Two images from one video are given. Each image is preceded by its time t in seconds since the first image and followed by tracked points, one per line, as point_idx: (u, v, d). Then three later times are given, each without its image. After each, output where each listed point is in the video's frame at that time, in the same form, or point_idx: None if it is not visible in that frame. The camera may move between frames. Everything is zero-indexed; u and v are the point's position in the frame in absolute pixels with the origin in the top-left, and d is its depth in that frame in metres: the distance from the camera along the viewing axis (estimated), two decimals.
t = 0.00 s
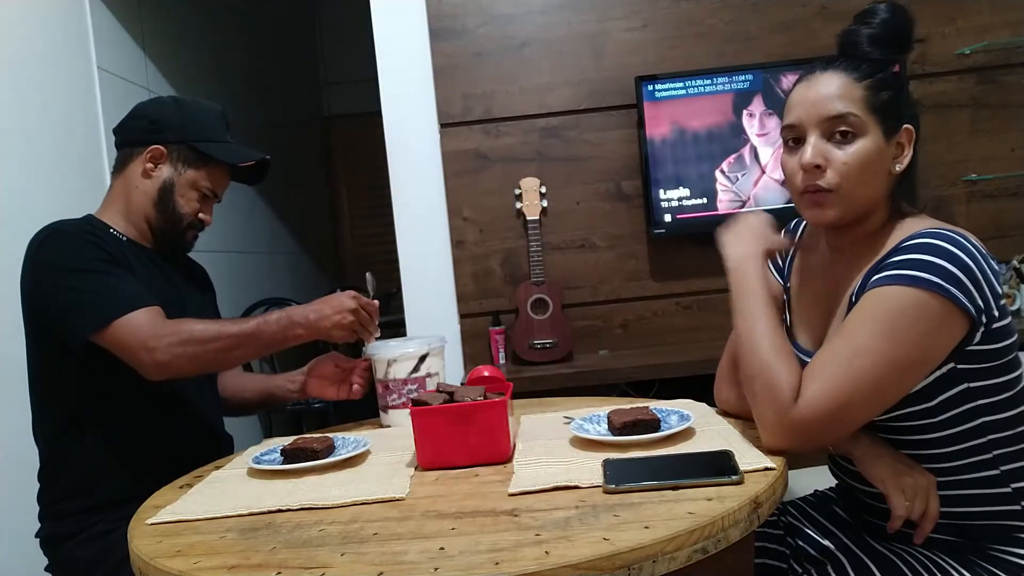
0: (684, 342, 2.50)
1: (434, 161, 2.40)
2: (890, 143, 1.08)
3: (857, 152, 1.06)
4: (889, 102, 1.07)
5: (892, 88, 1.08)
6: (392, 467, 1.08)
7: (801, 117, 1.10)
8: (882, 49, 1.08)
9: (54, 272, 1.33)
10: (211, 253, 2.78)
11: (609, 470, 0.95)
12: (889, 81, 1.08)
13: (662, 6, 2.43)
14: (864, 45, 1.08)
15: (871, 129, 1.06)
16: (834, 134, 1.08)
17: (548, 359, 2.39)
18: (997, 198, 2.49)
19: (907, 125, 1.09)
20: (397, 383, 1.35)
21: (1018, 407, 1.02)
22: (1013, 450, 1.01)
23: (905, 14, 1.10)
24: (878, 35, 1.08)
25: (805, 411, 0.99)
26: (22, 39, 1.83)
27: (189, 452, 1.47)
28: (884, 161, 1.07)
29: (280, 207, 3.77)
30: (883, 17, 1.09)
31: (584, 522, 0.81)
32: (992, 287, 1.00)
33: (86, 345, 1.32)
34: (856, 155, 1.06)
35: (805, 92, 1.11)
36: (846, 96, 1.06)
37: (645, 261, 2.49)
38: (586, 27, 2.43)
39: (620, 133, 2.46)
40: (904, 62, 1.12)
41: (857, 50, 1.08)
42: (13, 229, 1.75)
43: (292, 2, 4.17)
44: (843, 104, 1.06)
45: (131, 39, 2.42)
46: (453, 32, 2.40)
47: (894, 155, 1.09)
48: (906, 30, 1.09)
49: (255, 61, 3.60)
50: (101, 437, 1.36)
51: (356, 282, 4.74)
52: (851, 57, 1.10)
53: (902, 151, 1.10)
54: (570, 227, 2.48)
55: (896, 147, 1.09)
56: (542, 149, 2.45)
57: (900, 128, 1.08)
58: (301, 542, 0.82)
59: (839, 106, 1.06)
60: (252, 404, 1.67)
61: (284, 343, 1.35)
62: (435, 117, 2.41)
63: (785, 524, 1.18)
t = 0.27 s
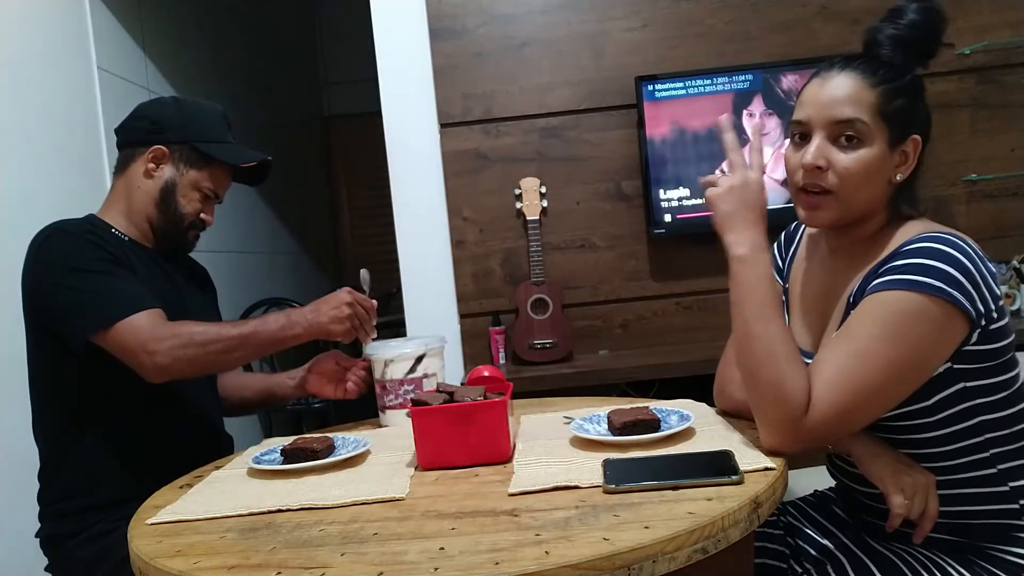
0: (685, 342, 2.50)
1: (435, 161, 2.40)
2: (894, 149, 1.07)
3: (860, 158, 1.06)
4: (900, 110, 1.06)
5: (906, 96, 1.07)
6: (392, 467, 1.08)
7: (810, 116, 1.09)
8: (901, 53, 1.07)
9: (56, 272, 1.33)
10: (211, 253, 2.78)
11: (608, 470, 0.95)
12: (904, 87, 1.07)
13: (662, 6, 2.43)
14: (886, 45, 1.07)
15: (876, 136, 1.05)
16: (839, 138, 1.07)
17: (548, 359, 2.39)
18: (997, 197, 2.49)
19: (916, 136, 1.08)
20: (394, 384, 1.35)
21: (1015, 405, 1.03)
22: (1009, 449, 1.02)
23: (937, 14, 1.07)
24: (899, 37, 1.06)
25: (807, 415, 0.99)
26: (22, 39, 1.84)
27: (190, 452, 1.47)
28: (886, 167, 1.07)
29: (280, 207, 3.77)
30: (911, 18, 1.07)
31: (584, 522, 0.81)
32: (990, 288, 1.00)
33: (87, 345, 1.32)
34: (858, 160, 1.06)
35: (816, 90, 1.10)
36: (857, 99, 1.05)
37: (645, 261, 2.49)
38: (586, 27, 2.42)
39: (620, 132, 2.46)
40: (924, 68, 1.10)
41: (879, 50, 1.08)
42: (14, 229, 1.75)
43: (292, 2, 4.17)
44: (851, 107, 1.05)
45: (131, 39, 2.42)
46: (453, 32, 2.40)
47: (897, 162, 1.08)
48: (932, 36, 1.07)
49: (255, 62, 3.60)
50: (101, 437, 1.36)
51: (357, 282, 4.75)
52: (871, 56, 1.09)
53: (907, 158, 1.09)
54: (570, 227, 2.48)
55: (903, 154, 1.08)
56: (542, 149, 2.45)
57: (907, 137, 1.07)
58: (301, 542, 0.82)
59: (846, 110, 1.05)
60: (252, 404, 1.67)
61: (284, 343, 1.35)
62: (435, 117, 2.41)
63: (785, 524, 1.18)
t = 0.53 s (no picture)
0: (684, 342, 2.50)
1: (435, 161, 2.40)
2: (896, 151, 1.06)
3: (859, 160, 1.06)
4: (904, 110, 1.05)
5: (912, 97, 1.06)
6: (392, 467, 1.08)
7: (812, 117, 1.09)
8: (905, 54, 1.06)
9: (58, 270, 1.34)
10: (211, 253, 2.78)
11: (609, 470, 0.95)
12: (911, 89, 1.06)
13: (662, 6, 2.43)
14: (892, 45, 1.07)
15: (878, 138, 1.05)
16: (838, 140, 1.07)
17: (548, 359, 2.39)
18: (997, 197, 2.49)
19: (920, 138, 1.07)
20: (389, 384, 1.35)
21: (1017, 407, 1.03)
22: (1012, 450, 1.02)
23: (946, 15, 1.06)
24: (905, 38, 1.06)
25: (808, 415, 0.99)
26: (22, 38, 1.83)
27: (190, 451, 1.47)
28: (886, 168, 1.07)
29: (280, 207, 3.77)
30: (920, 17, 1.06)
31: (584, 522, 0.81)
32: (994, 288, 1.01)
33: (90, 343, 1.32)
34: (857, 163, 1.06)
35: (819, 91, 1.09)
36: (859, 101, 1.05)
37: (645, 261, 2.49)
38: (586, 27, 2.43)
39: (621, 133, 2.46)
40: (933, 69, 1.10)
41: (886, 51, 1.08)
42: (14, 229, 1.75)
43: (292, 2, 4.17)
44: (852, 109, 1.05)
45: (131, 39, 2.42)
46: (454, 32, 2.40)
47: (898, 165, 1.08)
48: (940, 37, 1.06)
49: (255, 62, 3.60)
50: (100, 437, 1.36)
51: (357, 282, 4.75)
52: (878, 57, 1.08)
53: (909, 161, 1.08)
54: (570, 227, 2.48)
55: (905, 156, 1.07)
56: (542, 149, 2.45)
57: (909, 138, 1.06)
58: (301, 542, 0.82)
59: (849, 112, 1.05)
60: (252, 404, 1.67)
61: (288, 342, 1.35)
62: (435, 117, 2.41)
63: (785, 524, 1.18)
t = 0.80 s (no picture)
0: (684, 342, 2.51)
1: (435, 161, 2.40)
2: (879, 150, 1.06)
3: (839, 160, 1.06)
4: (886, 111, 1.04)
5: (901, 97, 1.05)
6: (392, 467, 1.08)
7: (796, 117, 1.10)
8: (901, 52, 1.04)
9: (60, 267, 1.34)
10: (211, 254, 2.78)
11: (609, 470, 0.95)
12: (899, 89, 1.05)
13: (662, 6, 2.43)
14: (885, 45, 1.05)
15: (857, 138, 1.05)
16: (818, 140, 1.08)
17: (548, 359, 2.39)
18: (996, 197, 2.49)
19: (907, 134, 1.06)
20: (383, 385, 1.36)
21: (1018, 408, 1.03)
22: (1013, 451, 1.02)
23: (945, 6, 1.03)
24: (899, 35, 1.04)
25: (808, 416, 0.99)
26: (22, 38, 1.84)
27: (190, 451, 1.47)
28: (869, 168, 1.07)
29: (280, 207, 3.77)
30: (915, 12, 1.03)
31: (584, 522, 0.81)
32: (996, 290, 1.00)
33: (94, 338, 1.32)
34: (835, 163, 1.06)
35: (807, 91, 1.10)
36: (839, 104, 1.05)
37: (645, 261, 2.49)
38: (585, 27, 2.43)
39: (620, 132, 2.46)
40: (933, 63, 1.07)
41: (879, 49, 1.06)
42: (14, 228, 1.75)
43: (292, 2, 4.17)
44: (831, 111, 1.06)
45: (131, 40, 2.42)
46: (453, 32, 2.40)
47: (885, 162, 1.07)
48: (937, 31, 1.03)
49: (255, 62, 3.60)
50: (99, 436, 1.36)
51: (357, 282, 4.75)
52: (872, 55, 1.07)
53: (897, 158, 1.07)
54: (570, 227, 2.48)
55: (891, 154, 1.07)
56: (542, 149, 2.45)
57: (893, 135, 1.06)
58: (301, 542, 0.82)
59: (827, 113, 1.06)
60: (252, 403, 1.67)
61: (294, 336, 1.34)
62: (435, 117, 2.41)
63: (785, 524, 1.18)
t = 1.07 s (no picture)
0: (684, 342, 2.51)
1: (435, 161, 2.40)
2: (854, 147, 1.07)
3: (814, 158, 1.08)
4: (862, 107, 1.06)
5: (882, 95, 1.06)
6: (391, 467, 1.08)
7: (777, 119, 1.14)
8: (881, 52, 1.06)
9: (62, 263, 1.34)
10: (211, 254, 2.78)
11: (609, 470, 0.95)
12: (880, 88, 1.06)
13: (662, 6, 2.43)
14: (865, 45, 1.08)
15: (832, 135, 1.07)
16: (794, 140, 1.11)
17: (548, 359, 2.39)
18: (996, 197, 2.49)
19: (885, 129, 1.06)
20: (379, 385, 1.36)
21: (1016, 406, 1.03)
22: (1012, 449, 1.01)
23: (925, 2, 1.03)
24: (877, 36, 1.06)
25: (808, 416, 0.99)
26: (22, 38, 1.84)
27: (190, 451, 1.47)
28: (845, 165, 1.07)
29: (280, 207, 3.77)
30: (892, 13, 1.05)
31: (584, 522, 0.81)
32: (991, 287, 1.00)
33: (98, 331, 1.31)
34: (810, 161, 1.08)
35: (789, 92, 1.14)
36: (814, 103, 1.08)
37: (645, 261, 2.49)
38: (585, 27, 2.43)
39: (621, 133, 2.46)
40: (919, 60, 1.07)
41: (859, 50, 1.08)
42: (14, 229, 1.75)
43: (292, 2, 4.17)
44: (804, 111, 1.09)
45: (131, 40, 2.42)
46: (453, 32, 2.40)
47: (864, 157, 1.07)
48: (917, 28, 1.04)
49: (255, 62, 3.60)
50: (100, 436, 1.36)
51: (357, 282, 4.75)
52: (854, 56, 1.09)
53: (877, 152, 1.07)
54: (570, 227, 2.48)
55: (871, 148, 1.07)
56: (542, 149, 2.45)
57: (872, 129, 1.06)
58: (301, 542, 0.82)
59: (800, 113, 1.09)
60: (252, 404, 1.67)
61: (299, 330, 1.35)
62: (435, 117, 2.41)
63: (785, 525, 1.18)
